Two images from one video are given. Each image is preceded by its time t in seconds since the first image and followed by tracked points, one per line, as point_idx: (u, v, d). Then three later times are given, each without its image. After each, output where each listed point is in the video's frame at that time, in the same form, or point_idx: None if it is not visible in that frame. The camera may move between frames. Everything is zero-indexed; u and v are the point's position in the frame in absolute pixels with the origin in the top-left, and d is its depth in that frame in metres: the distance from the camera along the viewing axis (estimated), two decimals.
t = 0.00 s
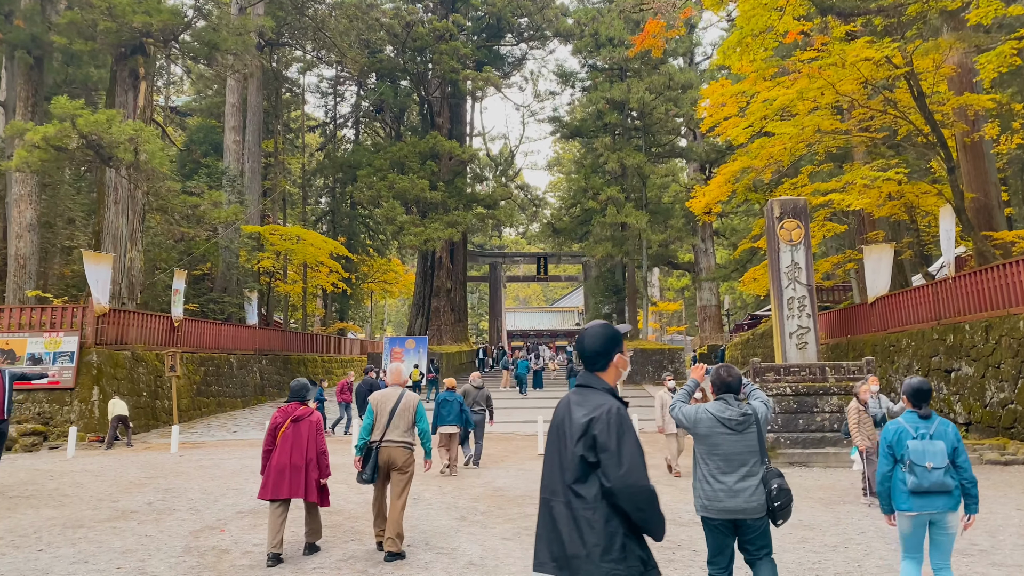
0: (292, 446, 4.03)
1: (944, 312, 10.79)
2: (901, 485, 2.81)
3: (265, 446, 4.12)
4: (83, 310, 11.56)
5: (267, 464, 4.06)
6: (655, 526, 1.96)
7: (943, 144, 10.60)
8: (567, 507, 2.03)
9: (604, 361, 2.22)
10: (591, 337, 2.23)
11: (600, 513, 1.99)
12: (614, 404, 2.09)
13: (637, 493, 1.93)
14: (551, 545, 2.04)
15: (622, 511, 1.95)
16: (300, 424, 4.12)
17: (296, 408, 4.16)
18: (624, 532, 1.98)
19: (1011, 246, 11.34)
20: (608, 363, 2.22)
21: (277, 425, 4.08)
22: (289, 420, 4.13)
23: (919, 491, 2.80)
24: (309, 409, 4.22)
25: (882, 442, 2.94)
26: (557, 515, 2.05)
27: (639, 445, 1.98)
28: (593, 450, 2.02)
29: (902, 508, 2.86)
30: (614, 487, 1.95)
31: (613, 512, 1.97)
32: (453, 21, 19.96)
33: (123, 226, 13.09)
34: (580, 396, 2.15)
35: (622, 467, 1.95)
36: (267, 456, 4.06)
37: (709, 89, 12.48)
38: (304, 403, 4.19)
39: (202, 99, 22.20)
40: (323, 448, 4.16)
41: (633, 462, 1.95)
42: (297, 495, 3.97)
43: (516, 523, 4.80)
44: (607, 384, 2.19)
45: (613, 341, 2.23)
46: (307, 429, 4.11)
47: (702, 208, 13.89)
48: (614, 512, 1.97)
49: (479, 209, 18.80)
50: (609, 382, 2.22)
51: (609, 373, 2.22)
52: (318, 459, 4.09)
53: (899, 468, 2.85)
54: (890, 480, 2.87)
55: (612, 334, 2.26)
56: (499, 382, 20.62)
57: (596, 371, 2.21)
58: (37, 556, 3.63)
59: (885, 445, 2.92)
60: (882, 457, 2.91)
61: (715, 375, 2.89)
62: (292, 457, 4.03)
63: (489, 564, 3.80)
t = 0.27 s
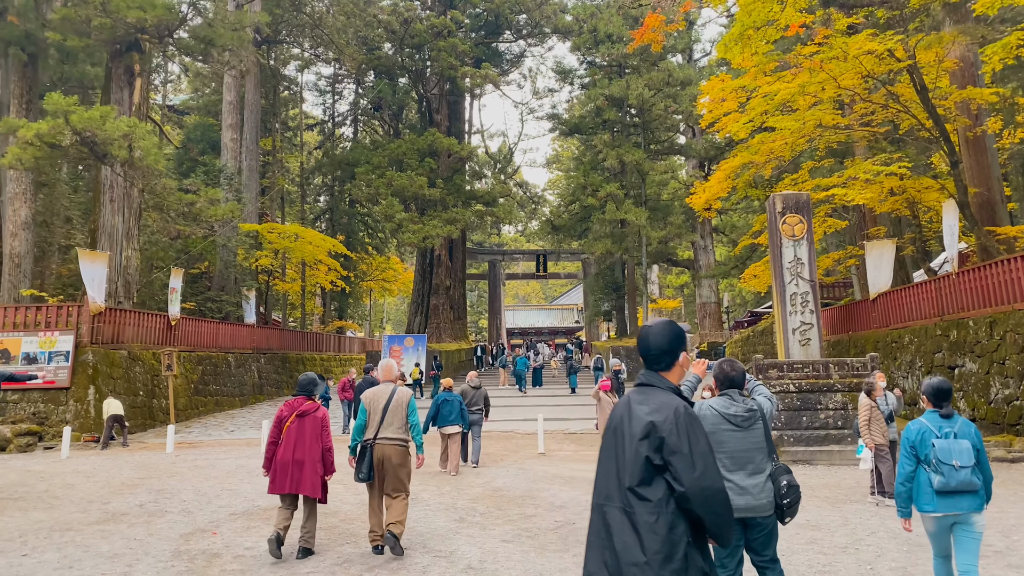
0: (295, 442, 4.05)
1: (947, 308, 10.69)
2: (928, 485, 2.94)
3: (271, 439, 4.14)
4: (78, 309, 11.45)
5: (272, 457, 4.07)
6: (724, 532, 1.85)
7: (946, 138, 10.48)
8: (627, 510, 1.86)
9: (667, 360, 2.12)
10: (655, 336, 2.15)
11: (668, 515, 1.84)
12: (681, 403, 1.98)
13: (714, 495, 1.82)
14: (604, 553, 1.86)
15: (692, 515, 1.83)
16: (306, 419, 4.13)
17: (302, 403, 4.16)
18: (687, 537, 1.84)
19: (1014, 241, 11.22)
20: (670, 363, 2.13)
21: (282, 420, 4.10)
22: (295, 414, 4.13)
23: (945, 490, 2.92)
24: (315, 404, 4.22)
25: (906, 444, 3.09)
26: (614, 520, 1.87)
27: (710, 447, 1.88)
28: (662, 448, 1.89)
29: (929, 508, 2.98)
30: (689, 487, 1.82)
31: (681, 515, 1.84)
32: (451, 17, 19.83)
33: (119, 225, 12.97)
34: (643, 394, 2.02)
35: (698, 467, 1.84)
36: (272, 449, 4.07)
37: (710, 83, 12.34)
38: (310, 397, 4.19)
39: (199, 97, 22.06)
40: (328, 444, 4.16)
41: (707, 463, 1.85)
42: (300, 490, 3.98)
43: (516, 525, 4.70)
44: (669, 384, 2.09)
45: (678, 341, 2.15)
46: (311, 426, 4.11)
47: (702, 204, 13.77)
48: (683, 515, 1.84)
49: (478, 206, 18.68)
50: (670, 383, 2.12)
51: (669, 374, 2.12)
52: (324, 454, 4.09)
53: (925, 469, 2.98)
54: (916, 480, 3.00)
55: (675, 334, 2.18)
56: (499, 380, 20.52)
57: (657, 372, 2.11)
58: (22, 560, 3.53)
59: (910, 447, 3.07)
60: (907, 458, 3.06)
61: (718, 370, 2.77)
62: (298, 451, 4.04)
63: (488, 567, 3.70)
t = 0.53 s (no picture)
0: (295, 442, 3.92)
1: (952, 306, 10.56)
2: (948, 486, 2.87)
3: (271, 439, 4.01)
4: (73, 307, 11.32)
5: (271, 458, 3.94)
6: (796, 528, 1.75)
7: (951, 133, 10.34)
8: (697, 514, 1.83)
9: (732, 354, 2.04)
10: (713, 330, 2.07)
11: (737, 514, 1.78)
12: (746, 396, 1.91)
13: (779, 490, 1.74)
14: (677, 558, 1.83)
15: (760, 510, 1.75)
16: (307, 418, 4.00)
17: (303, 402, 4.04)
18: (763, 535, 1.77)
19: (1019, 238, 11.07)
20: (734, 357, 2.05)
21: (282, 419, 3.97)
22: (296, 413, 4.01)
23: (966, 491, 2.85)
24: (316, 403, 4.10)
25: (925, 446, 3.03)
26: (686, 524, 1.84)
27: (777, 439, 1.80)
28: (725, 445, 1.83)
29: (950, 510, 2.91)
30: (752, 482, 1.76)
31: (752, 513, 1.77)
32: (450, 13, 19.70)
33: (114, 223, 12.84)
34: (706, 392, 1.97)
35: (761, 461, 1.76)
36: (271, 449, 3.94)
37: (712, 79, 12.20)
38: (311, 396, 4.07)
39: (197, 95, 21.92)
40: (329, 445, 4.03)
41: (772, 456, 1.77)
42: (300, 492, 3.85)
43: (517, 528, 4.56)
44: (735, 378, 2.01)
45: (740, 333, 2.06)
46: (312, 426, 3.99)
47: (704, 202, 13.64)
48: (753, 512, 1.77)
49: (478, 204, 18.55)
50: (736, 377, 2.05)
51: (733, 369, 2.05)
52: (324, 456, 3.96)
53: (945, 470, 2.92)
54: (936, 482, 2.93)
55: (738, 326, 2.09)
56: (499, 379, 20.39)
57: (719, 367, 2.04)
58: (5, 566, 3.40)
59: (929, 447, 3.01)
60: (925, 459, 3.00)
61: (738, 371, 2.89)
62: (298, 451, 3.91)
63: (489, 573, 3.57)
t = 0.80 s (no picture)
0: (295, 442, 3.82)
1: (959, 307, 10.43)
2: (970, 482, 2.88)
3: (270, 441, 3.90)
4: (70, 306, 11.22)
5: (271, 460, 3.84)
6: (877, 525, 1.65)
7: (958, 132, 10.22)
8: (769, 514, 1.75)
9: (801, 347, 1.96)
10: (780, 321, 1.99)
11: (815, 512, 1.69)
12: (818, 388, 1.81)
13: (858, 484, 1.64)
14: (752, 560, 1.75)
15: (837, 508, 1.66)
16: (304, 418, 3.89)
17: (300, 402, 3.93)
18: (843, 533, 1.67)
19: None
20: (802, 350, 1.96)
21: (281, 420, 3.87)
22: (293, 414, 3.91)
23: (989, 488, 2.85)
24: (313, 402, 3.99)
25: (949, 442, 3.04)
26: (758, 525, 1.77)
27: (854, 432, 1.70)
28: (798, 440, 1.75)
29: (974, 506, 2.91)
30: (829, 477, 1.66)
31: (831, 510, 1.67)
32: (451, 13, 19.61)
33: (113, 222, 12.74)
34: (774, 385, 1.89)
35: (836, 455, 1.67)
36: (271, 452, 3.83)
37: (715, 77, 12.06)
38: (308, 395, 3.95)
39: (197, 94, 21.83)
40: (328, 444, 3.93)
41: (849, 449, 1.67)
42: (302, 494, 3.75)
43: (519, 532, 4.45)
44: (805, 370, 1.92)
45: (807, 324, 1.97)
46: (311, 425, 3.88)
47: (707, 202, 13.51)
48: (831, 510, 1.67)
49: (479, 204, 18.43)
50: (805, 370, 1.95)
51: (803, 362, 1.96)
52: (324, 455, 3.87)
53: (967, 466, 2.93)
54: (958, 479, 2.95)
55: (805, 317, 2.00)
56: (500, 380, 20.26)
57: (787, 361, 1.95)
58: None
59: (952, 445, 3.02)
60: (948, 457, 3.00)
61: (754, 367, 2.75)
62: (297, 452, 3.81)
63: None
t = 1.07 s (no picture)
0: (293, 444, 3.72)
1: (967, 309, 10.27)
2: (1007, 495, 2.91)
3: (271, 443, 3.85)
4: (66, 308, 11.07)
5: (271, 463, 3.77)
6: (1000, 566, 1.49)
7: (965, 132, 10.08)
8: (874, 547, 1.61)
9: (902, 366, 1.82)
10: (881, 337, 1.86)
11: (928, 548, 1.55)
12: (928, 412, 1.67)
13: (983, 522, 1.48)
14: None
15: (953, 545, 1.51)
16: (302, 419, 3.80)
17: (298, 403, 3.83)
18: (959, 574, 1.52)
19: None
20: (902, 369, 1.82)
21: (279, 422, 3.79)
22: (292, 415, 3.82)
23: None
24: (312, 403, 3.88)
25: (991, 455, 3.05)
26: (854, 556, 1.64)
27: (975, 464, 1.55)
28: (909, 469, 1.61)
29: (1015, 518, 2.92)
30: (948, 513, 1.51)
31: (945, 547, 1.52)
32: (453, 12, 19.48)
33: (110, 222, 12.60)
34: (874, 406, 1.75)
35: (957, 487, 1.52)
36: (270, 454, 3.77)
37: (719, 77, 11.93)
38: (307, 395, 3.86)
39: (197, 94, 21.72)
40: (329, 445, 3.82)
41: (971, 481, 1.52)
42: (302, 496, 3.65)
43: (523, 543, 4.30)
44: (910, 392, 1.78)
45: (909, 342, 1.84)
46: (309, 426, 3.79)
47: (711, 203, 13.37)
48: (946, 547, 1.52)
49: (480, 204, 18.28)
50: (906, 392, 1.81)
51: (905, 382, 1.81)
52: (323, 456, 3.74)
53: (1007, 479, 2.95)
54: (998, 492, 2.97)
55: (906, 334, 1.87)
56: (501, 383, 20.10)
57: (887, 379, 1.82)
58: None
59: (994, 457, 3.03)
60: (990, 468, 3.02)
61: (777, 373, 2.67)
62: (295, 454, 3.71)
63: None
